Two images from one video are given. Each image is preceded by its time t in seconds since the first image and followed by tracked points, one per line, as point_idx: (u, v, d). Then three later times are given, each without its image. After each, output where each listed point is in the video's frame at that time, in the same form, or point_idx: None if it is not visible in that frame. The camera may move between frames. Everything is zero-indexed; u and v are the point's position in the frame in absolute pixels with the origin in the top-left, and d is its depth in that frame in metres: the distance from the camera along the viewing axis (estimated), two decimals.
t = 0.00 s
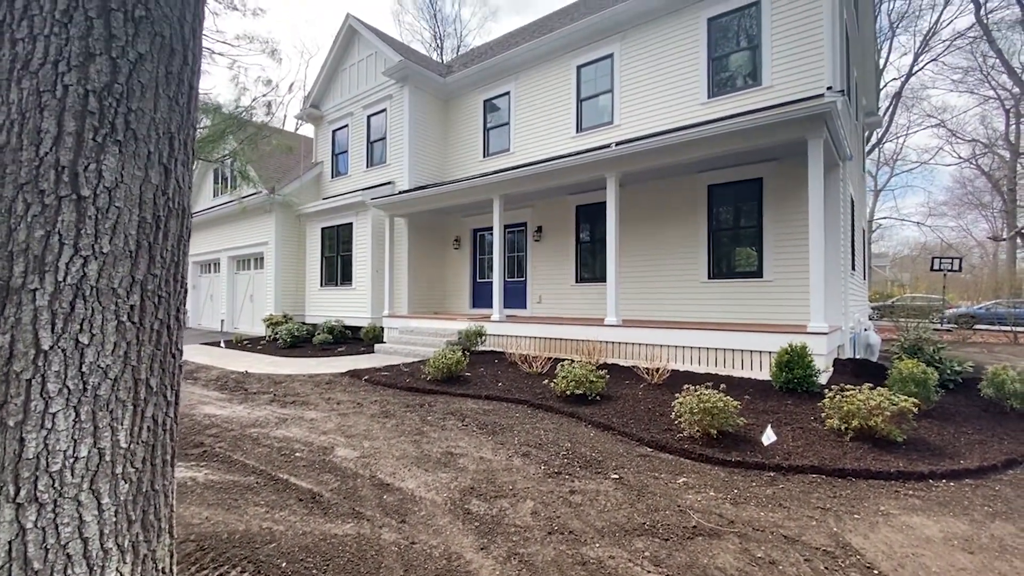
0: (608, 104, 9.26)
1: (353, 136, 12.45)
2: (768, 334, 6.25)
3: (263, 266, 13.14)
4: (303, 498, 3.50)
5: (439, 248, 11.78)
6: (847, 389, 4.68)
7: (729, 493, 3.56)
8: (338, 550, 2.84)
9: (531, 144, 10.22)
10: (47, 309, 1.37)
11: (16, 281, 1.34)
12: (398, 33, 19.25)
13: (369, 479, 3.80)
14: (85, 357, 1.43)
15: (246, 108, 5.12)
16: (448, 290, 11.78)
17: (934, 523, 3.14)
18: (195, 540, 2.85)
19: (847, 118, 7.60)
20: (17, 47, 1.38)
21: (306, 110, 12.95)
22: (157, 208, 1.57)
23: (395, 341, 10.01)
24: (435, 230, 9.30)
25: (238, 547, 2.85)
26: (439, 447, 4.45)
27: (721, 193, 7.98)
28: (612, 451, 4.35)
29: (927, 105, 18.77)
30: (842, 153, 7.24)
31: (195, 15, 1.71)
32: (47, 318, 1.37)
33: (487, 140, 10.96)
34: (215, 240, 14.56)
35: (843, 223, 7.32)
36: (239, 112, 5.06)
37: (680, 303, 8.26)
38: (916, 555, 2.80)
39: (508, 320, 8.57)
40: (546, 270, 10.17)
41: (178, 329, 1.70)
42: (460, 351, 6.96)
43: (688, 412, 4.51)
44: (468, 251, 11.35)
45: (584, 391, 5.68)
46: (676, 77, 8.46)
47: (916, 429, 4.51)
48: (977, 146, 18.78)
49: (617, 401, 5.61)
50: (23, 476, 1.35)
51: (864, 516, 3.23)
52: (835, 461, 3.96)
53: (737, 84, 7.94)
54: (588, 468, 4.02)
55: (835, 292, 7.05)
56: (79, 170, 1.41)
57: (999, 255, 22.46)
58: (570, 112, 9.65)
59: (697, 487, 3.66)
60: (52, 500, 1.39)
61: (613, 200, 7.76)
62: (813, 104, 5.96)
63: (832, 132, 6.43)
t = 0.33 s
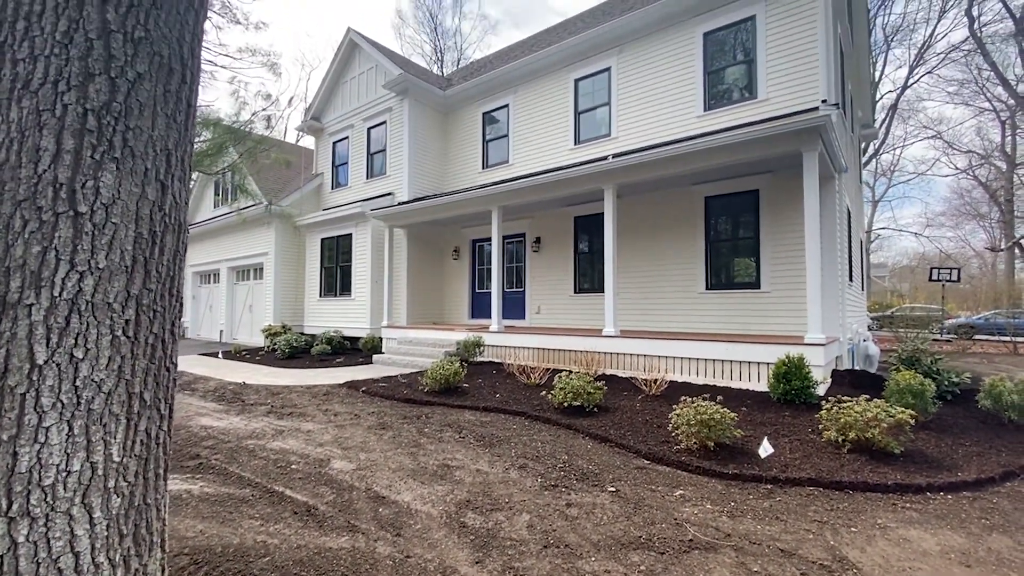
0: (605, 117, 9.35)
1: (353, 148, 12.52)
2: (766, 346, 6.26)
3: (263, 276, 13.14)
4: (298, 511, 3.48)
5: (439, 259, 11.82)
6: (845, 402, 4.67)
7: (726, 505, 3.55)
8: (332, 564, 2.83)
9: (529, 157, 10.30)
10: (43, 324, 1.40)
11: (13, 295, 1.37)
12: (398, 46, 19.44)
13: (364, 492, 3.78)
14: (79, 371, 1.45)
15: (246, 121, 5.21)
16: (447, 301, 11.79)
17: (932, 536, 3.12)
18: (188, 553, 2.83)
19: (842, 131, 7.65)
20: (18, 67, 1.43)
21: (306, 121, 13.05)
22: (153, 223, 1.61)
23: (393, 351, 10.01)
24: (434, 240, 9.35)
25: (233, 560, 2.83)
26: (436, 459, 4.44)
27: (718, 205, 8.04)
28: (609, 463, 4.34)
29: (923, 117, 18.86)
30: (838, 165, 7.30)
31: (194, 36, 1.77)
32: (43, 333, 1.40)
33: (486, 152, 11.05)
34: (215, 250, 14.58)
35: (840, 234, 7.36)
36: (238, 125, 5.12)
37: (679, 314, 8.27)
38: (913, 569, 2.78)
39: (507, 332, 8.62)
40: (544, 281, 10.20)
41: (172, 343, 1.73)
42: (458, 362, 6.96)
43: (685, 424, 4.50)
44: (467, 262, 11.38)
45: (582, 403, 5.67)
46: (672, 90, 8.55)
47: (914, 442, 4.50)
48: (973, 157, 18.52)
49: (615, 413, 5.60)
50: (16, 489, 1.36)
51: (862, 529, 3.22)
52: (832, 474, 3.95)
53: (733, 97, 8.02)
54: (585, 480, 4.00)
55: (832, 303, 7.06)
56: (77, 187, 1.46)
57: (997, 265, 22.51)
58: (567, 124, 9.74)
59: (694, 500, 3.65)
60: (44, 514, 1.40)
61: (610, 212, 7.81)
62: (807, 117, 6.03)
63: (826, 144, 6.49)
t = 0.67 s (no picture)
0: (603, 128, 9.42)
1: (353, 159, 12.57)
2: (764, 356, 6.26)
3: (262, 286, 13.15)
4: (293, 523, 3.46)
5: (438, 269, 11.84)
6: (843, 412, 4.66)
7: (723, 517, 3.54)
8: None
9: (528, 167, 10.35)
10: (37, 336, 1.42)
11: (8, 308, 1.40)
12: (399, 58, 19.63)
13: (360, 503, 3.77)
14: (72, 383, 1.47)
15: (245, 133, 5.25)
16: (446, 310, 11.80)
17: (930, 548, 3.11)
18: (181, 567, 2.80)
19: (837, 142, 7.73)
20: (18, 83, 1.48)
21: (306, 133, 13.14)
22: (149, 236, 1.64)
23: (392, 361, 9.99)
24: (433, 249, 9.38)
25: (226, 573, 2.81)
26: (432, 471, 4.42)
27: (715, 215, 8.08)
28: (606, 474, 4.33)
29: (919, 128, 18.88)
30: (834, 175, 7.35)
31: (192, 52, 1.81)
32: (36, 346, 1.42)
33: (484, 163, 11.12)
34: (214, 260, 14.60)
35: (836, 244, 7.40)
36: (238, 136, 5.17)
37: (677, 324, 8.27)
38: None
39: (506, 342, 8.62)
40: (543, 290, 10.22)
41: (167, 353, 1.74)
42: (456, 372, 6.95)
43: (682, 435, 4.49)
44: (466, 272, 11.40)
45: (580, 414, 5.66)
46: (670, 102, 8.62)
47: (911, 452, 4.49)
48: (970, 167, 18.50)
49: (612, 423, 5.59)
50: (7, 502, 1.36)
51: (859, 540, 3.20)
52: (830, 485, 3.94)
53: (730, 109, 8.09)
54: (581, 492, 3.99)
55: (829, 313, 7.10)
56: (73, 202, 1.49)
57: (996, 274, 22.52)
58: (565, 135, 9.82)
59: (691, 512, 3.64)
60: (34, 526, 1.40)
61: (608, 222, 7.85)
62: (802, 129, 6.08)
63: (822, 155, 6.54)
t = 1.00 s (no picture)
0: (601, 139, 9.49)
1: (353, 169, 12.58)
2: (762, 365, 6.25)
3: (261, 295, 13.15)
4: (287, 535, 3.44)
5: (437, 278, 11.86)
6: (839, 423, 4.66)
7: (721, 528, 3.52)
8: None
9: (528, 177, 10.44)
10: (30, 347, 1.44)
11: (2, 320, 1.41)
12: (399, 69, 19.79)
13: (355, 515, 3.74)
14: (65, 394, 1.48)
15: (244, 144, 5.16)
16: (445, 319, 11.80)
17: (928, 559, 3.09)
18: None
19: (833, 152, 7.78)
20: (16, 97, 1.51)
21: (306, 143, 13.20)
22: (144, 247, 1.65)
23: (390, 371, 9.98)
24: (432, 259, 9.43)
25: None
26: (428, 481, 4.40)
27: (713, 224, 8.12)
28: (603, 485, 4.32)
29: (916, 138, 18.68)
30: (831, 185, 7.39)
31: (189, 66, 1.84)
32: (28, 357, 1.43)
33: (484, 173, 11.18)
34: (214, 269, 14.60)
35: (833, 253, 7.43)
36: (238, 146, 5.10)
37: (674, 333, 8.26)
38: None
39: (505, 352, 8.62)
40: (541, 300, 10.23)
41: (160, 364, 1.75)
42: (453, 382, 6.94)
43: (679, 446, 4.48)
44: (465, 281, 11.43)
45: (577, 424, 5.64)
46: (667, 113, 8.69)
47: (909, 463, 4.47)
48: (966, 177, 18.43)
49: (610, 433, 5.57)
50: None
51: (857, 552, 3.18)
52: (828, 496, 3.92)
53: (726, 120, 8.15)
54: (579, 503, 3.97)
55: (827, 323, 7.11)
56: (69, 214, 1.51)
57: (995, 283, 22.52)
58: (564, 145, 9.87)
59: (689, 523, 3.62)
60: (25, 538, 1.40)
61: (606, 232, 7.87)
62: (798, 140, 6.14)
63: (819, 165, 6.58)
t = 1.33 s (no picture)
0: (598, 148, 9.50)
1: (353, 176, 12.32)
2: (761, 374, 6.25)
3: (261, 303, 13.14)
4: (284, 545, 3.42)
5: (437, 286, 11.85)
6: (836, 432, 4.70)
7: (720, 539, 3.51)
8: None
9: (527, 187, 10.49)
10: (26, 356, 1.53)
11: None
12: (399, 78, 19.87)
13: (352, 525, 3.72)
14: (60, 403, 1.58)
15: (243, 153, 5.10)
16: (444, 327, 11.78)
17: (927, 570, 3.08)
18: None
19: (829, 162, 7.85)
20: (16, 110, 1.59)
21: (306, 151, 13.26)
22: (140, 258, 1.75)
23: (389, 379, 9.95)
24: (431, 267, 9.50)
25: None
26: (425, 491, 4.37)
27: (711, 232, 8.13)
28: (602, 495, 4.31)
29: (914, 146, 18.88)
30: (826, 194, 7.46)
31: (188, 78, 1.94)
32: (24, 367, 1.53)
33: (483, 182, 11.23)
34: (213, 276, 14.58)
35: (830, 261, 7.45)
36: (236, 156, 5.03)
37: (675, 339, 8.23)
38: None
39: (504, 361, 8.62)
40: (540, 308, 10.24)
41: (154, 375, 1.87)
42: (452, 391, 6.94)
43: (677, 457, 4.49)
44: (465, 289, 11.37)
45: (576, 433, 5.64)
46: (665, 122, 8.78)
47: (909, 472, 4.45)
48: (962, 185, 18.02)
49: (609, 443, 5.56)
50: None
51: (856, 563, 3.17)
52: (827, 505, 3.91)
53: (723, 130, 8.16)
54: (577, 513, 3.95)
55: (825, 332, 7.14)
56: (66, 226, 1.60)
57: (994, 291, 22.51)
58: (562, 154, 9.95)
59: (687, 533, 3.61)
60: (18, 549, 1.47)
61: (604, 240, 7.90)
62: (792, 150, 6.23)
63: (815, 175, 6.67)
